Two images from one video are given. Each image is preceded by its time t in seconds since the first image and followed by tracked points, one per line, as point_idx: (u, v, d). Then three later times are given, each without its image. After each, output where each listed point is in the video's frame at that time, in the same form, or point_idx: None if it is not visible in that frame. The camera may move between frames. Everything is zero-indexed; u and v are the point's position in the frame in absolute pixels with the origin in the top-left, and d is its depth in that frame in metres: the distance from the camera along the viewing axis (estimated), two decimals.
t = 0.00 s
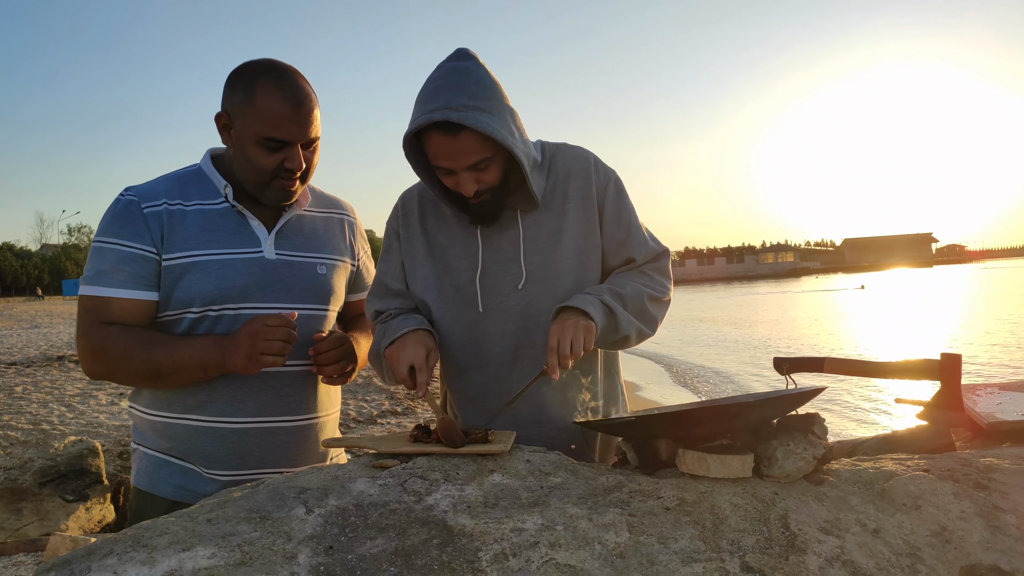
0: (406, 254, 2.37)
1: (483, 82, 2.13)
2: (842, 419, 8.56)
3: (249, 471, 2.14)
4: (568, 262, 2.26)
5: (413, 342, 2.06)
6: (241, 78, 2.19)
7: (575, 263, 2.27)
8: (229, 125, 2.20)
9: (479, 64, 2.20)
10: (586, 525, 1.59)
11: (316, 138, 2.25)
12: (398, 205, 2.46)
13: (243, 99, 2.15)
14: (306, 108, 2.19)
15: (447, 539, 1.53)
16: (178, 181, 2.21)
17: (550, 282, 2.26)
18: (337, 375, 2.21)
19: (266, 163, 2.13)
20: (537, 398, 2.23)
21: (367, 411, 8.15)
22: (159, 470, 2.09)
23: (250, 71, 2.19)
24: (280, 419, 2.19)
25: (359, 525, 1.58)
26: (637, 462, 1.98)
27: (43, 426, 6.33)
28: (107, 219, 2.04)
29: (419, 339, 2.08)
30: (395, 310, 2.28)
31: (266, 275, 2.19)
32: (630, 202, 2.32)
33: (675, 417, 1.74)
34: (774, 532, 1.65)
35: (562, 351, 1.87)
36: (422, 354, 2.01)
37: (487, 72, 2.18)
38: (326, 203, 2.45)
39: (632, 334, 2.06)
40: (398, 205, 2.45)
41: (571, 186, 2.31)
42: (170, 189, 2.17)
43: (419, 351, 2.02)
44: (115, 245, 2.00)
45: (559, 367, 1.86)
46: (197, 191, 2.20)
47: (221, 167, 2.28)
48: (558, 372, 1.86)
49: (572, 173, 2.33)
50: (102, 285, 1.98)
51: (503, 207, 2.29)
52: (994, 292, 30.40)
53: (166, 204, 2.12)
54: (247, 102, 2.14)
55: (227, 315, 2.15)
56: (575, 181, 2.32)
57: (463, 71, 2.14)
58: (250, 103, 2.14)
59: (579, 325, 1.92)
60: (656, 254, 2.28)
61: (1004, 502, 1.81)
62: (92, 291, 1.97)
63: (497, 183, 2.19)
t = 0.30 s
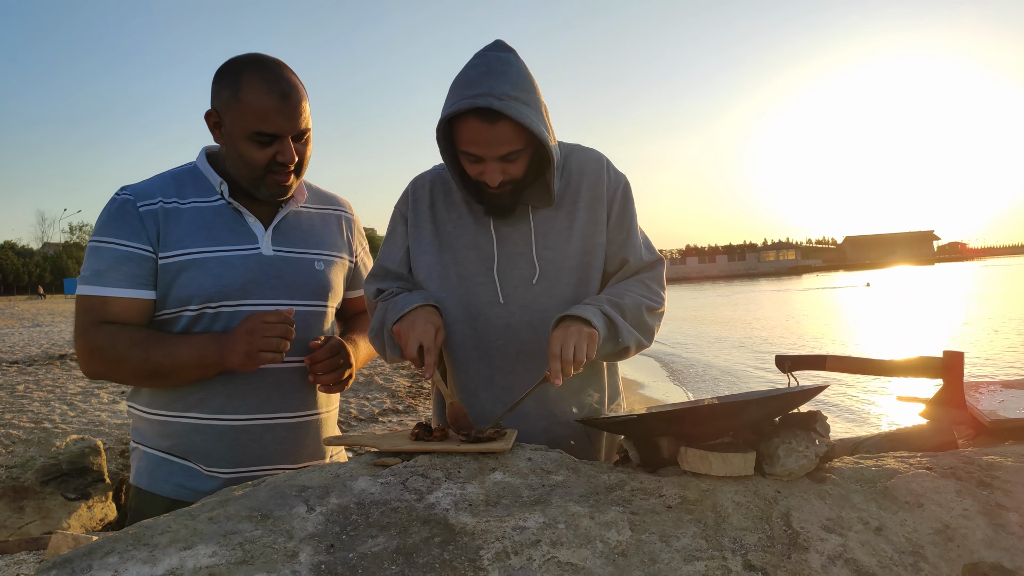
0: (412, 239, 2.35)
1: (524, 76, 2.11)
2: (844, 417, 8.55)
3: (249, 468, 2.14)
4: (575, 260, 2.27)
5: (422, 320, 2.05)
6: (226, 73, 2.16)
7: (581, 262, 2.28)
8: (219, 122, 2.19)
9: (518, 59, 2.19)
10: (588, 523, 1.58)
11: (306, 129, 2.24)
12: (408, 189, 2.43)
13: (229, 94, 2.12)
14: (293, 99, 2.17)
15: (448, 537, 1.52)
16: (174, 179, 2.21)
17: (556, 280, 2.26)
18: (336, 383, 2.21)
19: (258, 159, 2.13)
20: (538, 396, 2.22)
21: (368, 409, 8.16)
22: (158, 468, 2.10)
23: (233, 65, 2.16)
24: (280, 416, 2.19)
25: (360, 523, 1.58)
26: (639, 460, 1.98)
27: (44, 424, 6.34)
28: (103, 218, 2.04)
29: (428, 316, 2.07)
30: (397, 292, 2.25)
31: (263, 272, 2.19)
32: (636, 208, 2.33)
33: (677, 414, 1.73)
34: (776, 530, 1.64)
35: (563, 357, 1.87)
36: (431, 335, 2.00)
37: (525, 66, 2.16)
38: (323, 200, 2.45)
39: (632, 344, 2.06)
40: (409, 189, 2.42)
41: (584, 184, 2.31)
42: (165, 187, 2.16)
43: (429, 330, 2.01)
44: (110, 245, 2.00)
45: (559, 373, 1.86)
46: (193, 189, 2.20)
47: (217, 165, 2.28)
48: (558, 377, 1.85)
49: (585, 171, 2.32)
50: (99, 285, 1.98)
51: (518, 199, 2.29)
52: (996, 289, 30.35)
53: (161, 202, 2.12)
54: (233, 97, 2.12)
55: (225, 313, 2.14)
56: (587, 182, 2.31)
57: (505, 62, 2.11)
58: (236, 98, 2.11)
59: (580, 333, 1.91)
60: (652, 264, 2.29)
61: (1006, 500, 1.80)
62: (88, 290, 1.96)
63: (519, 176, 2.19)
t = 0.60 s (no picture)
0: (421, 243, 2.37)
1: (527, 77, 2.11)
2: (849, 419, 8.52)
3: (252, 469, 2.15)
4: (581, 262, 2.27)
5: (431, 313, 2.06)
6: (222, 74, 2.17)
7: (587, 264, 2.28)
8: (218, 123, 2.20)
9: (522, 60, 2.18)
10: (592, 525, 1.58)
11: (304, 126, 2.24)
12: (415, 191, 2.44)
13: (227, 95, 2.13)
14: (290, 97, 2.18)
15: (453, 539, 1.52)
16: (174, 181, 2.21)
17: (562, 281, 2.25)
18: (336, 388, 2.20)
19: (257, 158, 2.13)
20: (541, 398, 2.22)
21: (372, 411, 8.16)
22: (161, 470, 2.10)
23: (229, 66, 2.17)
24: (283, 417, 2.19)
25: (364, 525, 1.58)
26: (644, 463, 1.98)
27: (50, 425, 6.36)
28: (103, 220, 2.04)
29: (439, 311, 2.09)
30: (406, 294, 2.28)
31: (264, 273, 2.19)
32: (643, 210, 2.33)
33: (682, 416, 1.72)
34: (782, 532, 1.64)
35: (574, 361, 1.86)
36: (443, 326, 2.01)
37: (529, 68, 2.16)
38: (323, 201, 2.46)
39: (641, 348, 2.06)
40: (416, 191, 2.43)
41: (590, 186, 2.31)
42: (166, 189, 2.17)
43: (441, 323, 2.02)
44: (110, 246, 2.00)
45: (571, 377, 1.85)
46: (193, 190, 2.20)
47: (218, 167, 2.28)
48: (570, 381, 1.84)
49: (591, 173, 2.32)
50: (100, 286, 1.99)
51: (525, 201, 2.28)
52: (1001, 291, 30.23)
53: (162, 204, 2.12)
54: (230, 97, 2.13)
55: (226, 314, 2.15)
56: (594, 184, 2.31)
57: (509, 63, 2.11)
58: (234, 99, 2.12)
59: (592, 337, 1.90)
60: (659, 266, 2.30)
61: (1013, 503, 1.79)
62: (89, 291, 1.98)
63: (525, 177, 2.18)
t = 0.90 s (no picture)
0: (421, 248, 2.37)
1: (519, 83, 2.11)
2: (851, 422, 8.50)
3: (252, 471, 2.15)
4: (580, 265, 2.27)
5: (439, 326, 2.04)
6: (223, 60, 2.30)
7: (586, 267, 2.28)
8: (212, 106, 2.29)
9: (515, 66, 2.18)
10: (594, 529, 1.58)
11: (291, 107, 2.25)
12: (414, 196, 2.44)
13: (218, 74, 2.23)
14: (275, 76, 2.22)
15: (454, 542, 1.52)
16: (174, 183, 2.21)
17: (561, 284, 2.26)
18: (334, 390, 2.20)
19: (233, 131, 2.16)
20: (542, 400, 2.22)
21: (373, 413, 8.16)
22: (160, 472, 2.09)
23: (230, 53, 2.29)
24: (283, 419, 2.19)
25: (365, 528, 1.58)
26: (645, 466, 1.98)
27: (51, 427, 6.37)
28: (103, 221, 2.05)
29: (444, 322, 2.08)
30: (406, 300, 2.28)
31: (264, 274, 2.19)
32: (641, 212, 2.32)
33: (683, 419, 1.72)
34: (784, 536, 1.63)
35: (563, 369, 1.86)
36: (450, 339, 2.01)
37: (522, 74, 2.16)
38: (323, 203, 2.46)
39: (637, 354, 2.06)
40: (415, 196, 2.43)
41: (588, 189, 2.31)
42: (165, 191, 2.17)
43: (448, 335, 2.01)
44: (110, 248, 2.00)
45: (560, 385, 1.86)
46: (194, 192, 2.20)
47: (218, 168, 2.29)
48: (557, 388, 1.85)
49: (589, 175, 2.32)
50: (99, 287, 1.99)
51: (522, 206, 2.28)
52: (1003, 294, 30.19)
53: (162, 205, 2.13)
54: (219, 75, 2.22)
55: (225, 316, 2.14)
56: (591, 188, 2.31)
57: (500, 71, 2.12)
58: (221, 76, 2.21)
59: (584, 346, 1.89)
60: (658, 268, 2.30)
61: (1016, 507, 1.79)
62: (88, 293, 1.98)
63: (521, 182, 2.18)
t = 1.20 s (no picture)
0: (413, 251, 2.38)
1: (501, 88, 2.10)
2: (849, 422, 8.51)
3: (250, 470, 2.14)
4: (574, 264, 2.27)
5: (425, 318, 2.07)
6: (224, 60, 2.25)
7: (581, 267, 2.28)
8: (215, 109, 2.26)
9: (498, 68, 2.18)
10: (592, 528, 1.58)
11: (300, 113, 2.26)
12: (405, 199, 2.45)
13: (224, 78, 2.20)
14: (285, 82, 2.21)
15: (452, 542, 1.52)
16: (173, 181, 2.21)
17: (556, 284, 2.25)
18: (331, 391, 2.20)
19: (246, 139, 2.15)
20: (540, 400, 2.22)
21: (371, 412, 8.15)
22: (158, 471, 2.09)
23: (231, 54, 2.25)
24: (281, 418, 2.19)
25: (363, 527, 1.57)
26: (643, 466, 1.98)
27: (48, 426, 6.36)
28: (102, 218, 2.04)
29: (431, 314, 2.11)
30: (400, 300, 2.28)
31: (262, 273, 2.19)
32: (634, 209, 2.32)
33: (681, 419, 1.72)
34: (782, 535, 1.63)
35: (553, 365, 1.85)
36: (435, 327, 2.02)
37: (507, 76, 2.16)
38: (323, 203, 2.47)
39: (631, 350, 2.06)
40: (406, 199, 2.44)
41: (581, 188, 2.31)
42: (165, 189, 2.17)
43: (434, 325, 2.03)
44: (108, 244, 2.00)
45: (549, 382, 1.85)
46: (193, 190, 2.20)
47: (217, 167, 2.29)
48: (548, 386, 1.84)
49: (581, 173, 2.33)
50: (96, 284, 1.98)
51: (513, 209, 2.28)
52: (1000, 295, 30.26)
53: (161, 203, 2.12)
54: (226, 80, 2.19)
55: (224, 314, 2.14)
56: (584, 186, 2.31)
57: (482, 75, 2.11)
58: (229, 81, 2.19)
59: (573, 343, 1.89)
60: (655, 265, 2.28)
61: (1013, 507, 1.79)
62: (86, 290, 1.97)
63: (511, 186, 2.17)
